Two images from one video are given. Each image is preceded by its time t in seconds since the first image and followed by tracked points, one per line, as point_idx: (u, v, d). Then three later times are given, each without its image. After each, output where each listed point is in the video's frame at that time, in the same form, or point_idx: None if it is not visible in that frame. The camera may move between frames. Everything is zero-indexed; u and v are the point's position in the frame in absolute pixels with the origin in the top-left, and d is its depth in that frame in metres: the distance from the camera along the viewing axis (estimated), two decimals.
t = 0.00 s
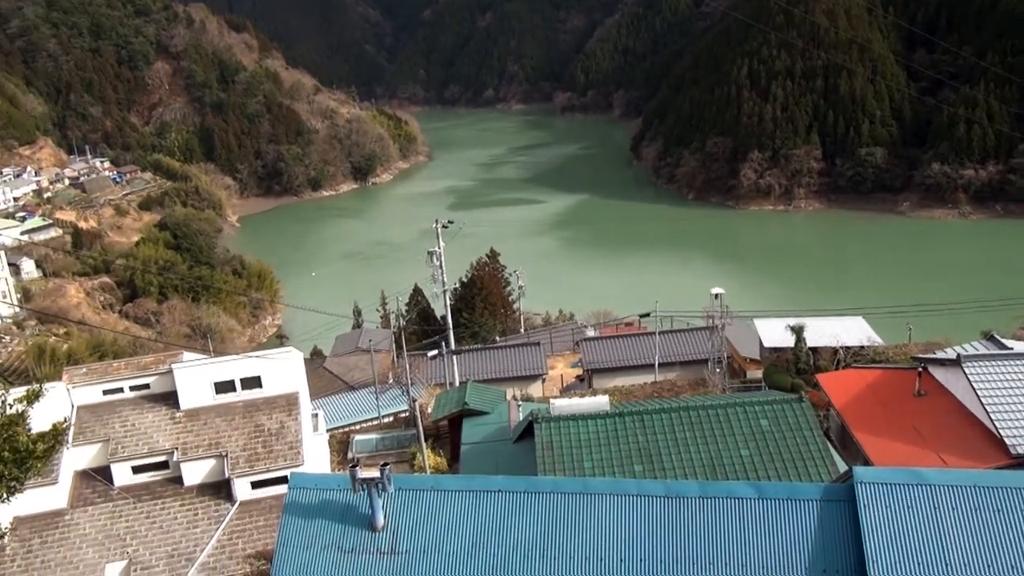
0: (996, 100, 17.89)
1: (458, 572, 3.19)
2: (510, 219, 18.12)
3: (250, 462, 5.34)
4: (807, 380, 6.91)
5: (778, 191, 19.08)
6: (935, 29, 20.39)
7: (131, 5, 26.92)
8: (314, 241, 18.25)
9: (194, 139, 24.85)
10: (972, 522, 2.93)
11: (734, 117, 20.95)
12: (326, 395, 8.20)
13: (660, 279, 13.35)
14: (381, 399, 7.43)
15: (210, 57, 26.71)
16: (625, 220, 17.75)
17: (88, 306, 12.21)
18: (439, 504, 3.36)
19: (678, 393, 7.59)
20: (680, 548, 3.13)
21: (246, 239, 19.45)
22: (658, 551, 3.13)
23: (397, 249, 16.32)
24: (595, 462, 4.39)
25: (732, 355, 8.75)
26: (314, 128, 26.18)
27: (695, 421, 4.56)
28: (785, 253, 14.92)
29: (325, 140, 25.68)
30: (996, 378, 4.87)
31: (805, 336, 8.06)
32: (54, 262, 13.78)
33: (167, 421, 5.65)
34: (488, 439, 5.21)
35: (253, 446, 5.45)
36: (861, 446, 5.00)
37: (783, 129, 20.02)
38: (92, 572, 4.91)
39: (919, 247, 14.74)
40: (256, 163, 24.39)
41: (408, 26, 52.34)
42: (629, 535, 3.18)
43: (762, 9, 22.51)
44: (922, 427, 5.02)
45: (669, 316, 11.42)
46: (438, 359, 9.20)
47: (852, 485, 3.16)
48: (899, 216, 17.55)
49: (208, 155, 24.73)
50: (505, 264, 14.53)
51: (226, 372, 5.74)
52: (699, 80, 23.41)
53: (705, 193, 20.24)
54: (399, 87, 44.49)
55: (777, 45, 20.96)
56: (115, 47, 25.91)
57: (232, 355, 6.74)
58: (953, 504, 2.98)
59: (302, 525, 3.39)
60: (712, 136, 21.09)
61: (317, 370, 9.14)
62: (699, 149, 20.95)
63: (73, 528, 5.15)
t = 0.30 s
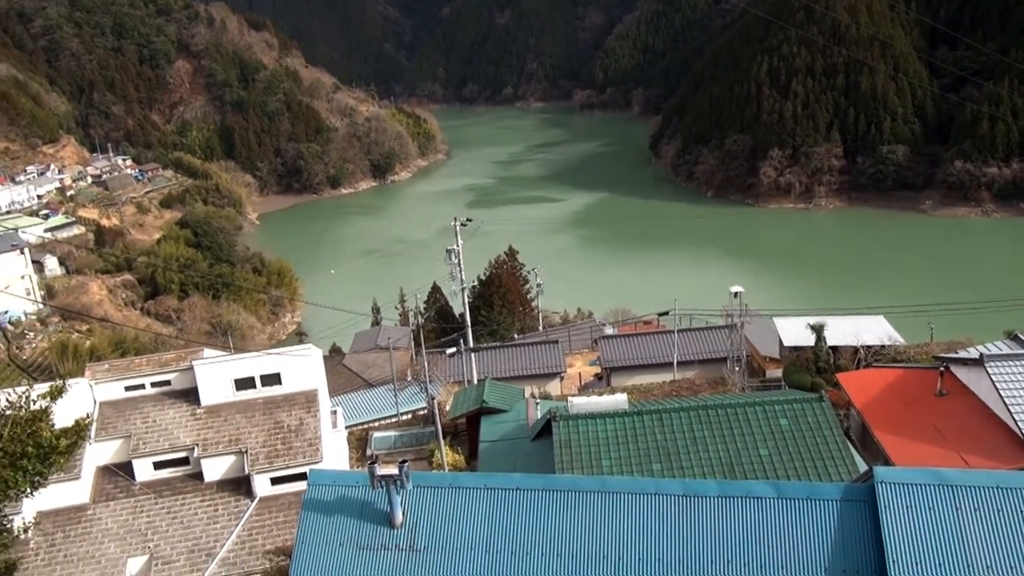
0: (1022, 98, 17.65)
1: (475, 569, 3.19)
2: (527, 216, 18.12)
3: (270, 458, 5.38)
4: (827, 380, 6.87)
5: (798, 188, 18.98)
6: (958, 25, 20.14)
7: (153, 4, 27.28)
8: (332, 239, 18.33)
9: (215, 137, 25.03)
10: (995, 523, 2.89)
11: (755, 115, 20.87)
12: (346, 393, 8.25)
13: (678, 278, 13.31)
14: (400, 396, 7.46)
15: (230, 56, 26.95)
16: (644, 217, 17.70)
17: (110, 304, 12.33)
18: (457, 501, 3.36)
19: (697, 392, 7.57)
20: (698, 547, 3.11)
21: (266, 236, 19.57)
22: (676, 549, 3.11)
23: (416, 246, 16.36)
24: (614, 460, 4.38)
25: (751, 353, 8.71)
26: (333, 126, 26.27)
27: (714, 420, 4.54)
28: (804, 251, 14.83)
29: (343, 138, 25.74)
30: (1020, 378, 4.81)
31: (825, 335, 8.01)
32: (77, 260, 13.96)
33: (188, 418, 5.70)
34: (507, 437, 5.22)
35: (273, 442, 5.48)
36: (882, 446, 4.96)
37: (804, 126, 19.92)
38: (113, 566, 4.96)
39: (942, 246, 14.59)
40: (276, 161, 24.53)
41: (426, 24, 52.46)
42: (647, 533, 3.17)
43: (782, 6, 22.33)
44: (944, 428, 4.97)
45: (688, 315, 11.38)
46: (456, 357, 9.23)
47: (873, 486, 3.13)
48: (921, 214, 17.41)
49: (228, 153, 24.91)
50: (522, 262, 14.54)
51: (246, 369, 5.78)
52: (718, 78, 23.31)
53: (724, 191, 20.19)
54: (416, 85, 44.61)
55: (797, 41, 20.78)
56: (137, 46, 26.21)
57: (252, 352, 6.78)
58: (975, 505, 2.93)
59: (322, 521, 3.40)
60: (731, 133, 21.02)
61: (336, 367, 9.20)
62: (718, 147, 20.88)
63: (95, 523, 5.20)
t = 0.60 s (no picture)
0: None
1: (485, 568, 3.19)
2: (538, 215, 18.12)
3: (281, 456, 5.40)
4: (839, 379, 6.84)
5: (811, 187, 18.90)
6: (973, 22, 19.99)
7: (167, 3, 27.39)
8: (343, 237, 18.37)
9: (227, 135, 25.15)
10: (1009, 524, 2.86)
11: (767, 113, 20.79)
12: (357, 390, 8.27)
13: (689, 277, 13.27)
14: (411, 394, 7.47)
15: (243, 54, 27.08)
16: (656, 216, 17.66)
17: (124, 301, 12.40)
18: (467, 499, 3.36)
19: (708, 391, 7.55)
20: (710, 547, 3.10)
21: (277, 234, 19.64)
22: (687, 548, 3.10)
23: (427, 245, 16.38)
24: (625, 459, 4.37)
25: (762, 352, 8.67)
26: (345, 125, 26.33)
27: (725, 419, 4.53)
28: (816, 250, 14.77)
29: (355, 137, 25.79)
30: None
31: (837, 334, 7.97)
32: (91, 257, 14.06)
33: (200, 415, 5.73)
34: (518, 435, 5.22)
35: (284, 440, 5.50)
36: (894, 446, 4.93)
37: (816, 125, 19.83)
38: (126, 562, 4.99)
39: (956, 245, 14.49)
40: (288, 160, 24.57)
41: (437, 23, 52.54)
42: (658, 532, 3.16)
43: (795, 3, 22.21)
44: (957, 427, 4.94)
45: (700, 313, 11.35)
46: (467, 355, 9.24)
47: (885, 486, 3.11)
48: (935, 213, 17.31)
49: (241, 151, 25.02)
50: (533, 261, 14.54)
51: (258, 366, 5.80)
52: (730, 76, 23.23)
53: (736, 189, 20.14)
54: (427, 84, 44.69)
55: (810, 39, 20.66)
56: (150, 45, 26.36)
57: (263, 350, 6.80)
58: (988, 506, 2.91)
59: (333, 519, 3.41)
60: (744, 132, 20.96)
61: (348, 365, 9.22)
62: (730, 145, 20.83)
63: (108, 519, 5.24)
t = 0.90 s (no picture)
0: None
1: (489, 567, 3.19)
2: (544, 214, 18.10)
3: (287, 454, 5.41)
4: (845, 378, 6.83)
5: (817, 185, 18.86)
6: (980, 20, 19.95)
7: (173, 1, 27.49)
8: (349, 236, 18.38)
9: (233, 134, 25.19)
10: (1016, 524, 2.85)
11: (773, 111, 20.73)
12: (362, 388, 8.27)
13: (696, 276, 13.25)
14: (416, 392, 7.48)
15: (249, 53, 27.15)
16: (662, 215, 17.62)
17: (130, 299, 12.43)
18: (472, 498, 3.37)
19: (713, 390, 7.54)
20: (715, 546, 3.09)
21: (283, 232, 19.67)
22: (692, 547, 3.10)
23: (432, 243, 16.38)
24: (630, 457, 4.37)
25: (769, 351, 8.66)
26: (351, 123, 26.34)
27: (730, 418, 4.52)
28: (822, 249, 14.73)
29: (361, 135, 25.78)
30: None
31: (843, 333, 7.96)
32: (98, 255, 14.10)
33: (206, 412, 5.75)
34: (522, 433, 5.22)
35: (290, 437, 5.52)
36: (901, 445, 4.92)
37: (823, 123, 19.76)
38: (132, 559, 5.00)
39: (963, 243, 14.43)
40: (293, 158, 24.58)
41: (442, 21, 52.55)
42: (663, 531, 3.16)
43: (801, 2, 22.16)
44: (964, 426, 4.93)
45: (706, 312, 11.34)
46: (472, 353, 9.24)
47: (891, 485, 3.10)
48: (942, 211, 17.26)
49: (247, 149, 25.06)
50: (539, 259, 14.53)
51: (263, 364, 5.82)
52: (736, 74, 23.20)
53: (742, 188, 20.10)
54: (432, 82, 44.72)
55: (816, 37, 20.62)
56: (156, 43, 26.42)
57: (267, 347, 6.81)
58: (994, 505, 2.90)
59: (338, 516, 3.42)
60: (749, 130, 20.91)
61: (353, 363, 9.22)
62: (736, 143, 20.80)
63: (114, 516, 5.25)
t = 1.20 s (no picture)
0: None
1: (496, 565, 3.19)
2: (551, 211, 18.09)
3: (295, 451, 5.43)
4: (853, 377, 6.81)
5: (825, 183, 18.79)
6: (990, 18, 19.85)
7: None
8: (356, 233, 18.41)
9: (242, 131, 25.25)
10: None
11: (782, 109, 20.63)
12: (370, 386, 8.29)
13: (703, 273, 13.23)
14: (423, 390, 7.50)
15: (257, 50, 27.20)
16: (670, 213, 17.59)
17: (139, 296, 12.47)
18: (479, 496, 3.37)
19: (721, 388, 7.54)
20: (721, 544, 3.09)
21: (291, 230, 19.71)
22: (699, 545, 3.10)
23: (440, 240, 16.40)
24: (638, 456, 4.37)
25: (776, 349, 8.64)
26: (359, 121, 26.36)
27: (738, 416, 4.51)
28: (830, 247, 14.68)
29: (369, 132, 25.79)
30: None
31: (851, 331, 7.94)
32: (107, 252, 14.16)
33: (214, 409, 5.77)
34: (530, 431, 5.23)
35: (298, 435, 5.54)
36: (909, 444, 4.91)
37: (831, 121, 19.67)
38: (142, 555, 5.03)
39: (973, 242, 14.35)
40: (301, 156, 24.61)
41: (450, 18, 52.52)
42: (670, 529, 3.15)
43: None
44: (973, 426, 4.92)
45: (714, 311, 11.32)
46: (479, 351, 9.25)
47: (900, 484, 3.09)
48: (952, 210, 17.17)
49: (255, 147, 25.11)
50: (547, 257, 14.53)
51: (272, 362, 5.83)
52: (745, 72, 23.12)
53: (750, 186, 20.04)
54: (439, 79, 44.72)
55: (825, 34, 20.54)
56: (165, 41, 26.49)
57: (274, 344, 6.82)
58: (1004, 505, 2.89)
59: (346, 513, 3.42)
60: (758, 128, 20.84)
61: (361, 360, 9.24)
62: (745, 141, 20.73)
63: (123, 512, 5.28)
